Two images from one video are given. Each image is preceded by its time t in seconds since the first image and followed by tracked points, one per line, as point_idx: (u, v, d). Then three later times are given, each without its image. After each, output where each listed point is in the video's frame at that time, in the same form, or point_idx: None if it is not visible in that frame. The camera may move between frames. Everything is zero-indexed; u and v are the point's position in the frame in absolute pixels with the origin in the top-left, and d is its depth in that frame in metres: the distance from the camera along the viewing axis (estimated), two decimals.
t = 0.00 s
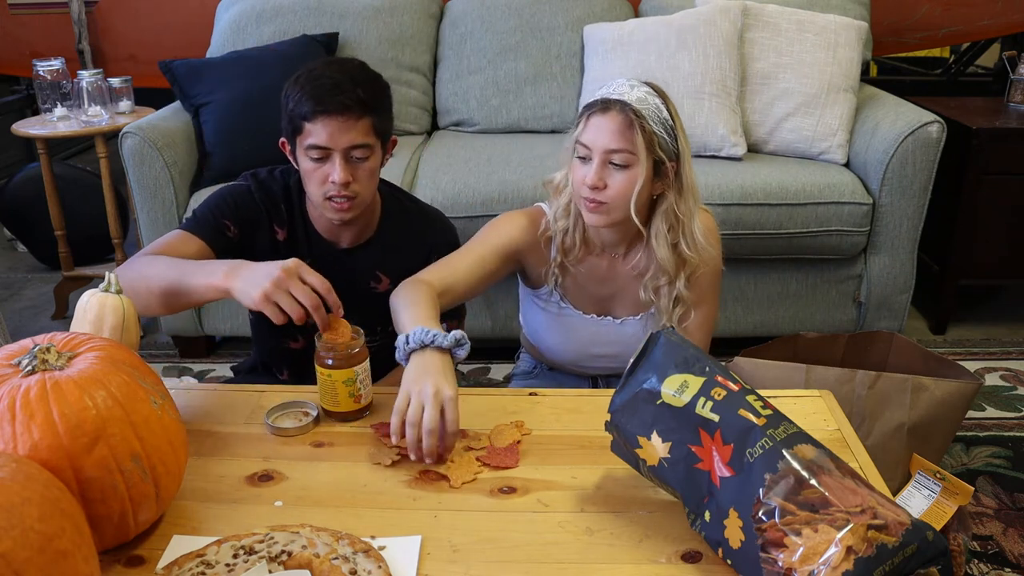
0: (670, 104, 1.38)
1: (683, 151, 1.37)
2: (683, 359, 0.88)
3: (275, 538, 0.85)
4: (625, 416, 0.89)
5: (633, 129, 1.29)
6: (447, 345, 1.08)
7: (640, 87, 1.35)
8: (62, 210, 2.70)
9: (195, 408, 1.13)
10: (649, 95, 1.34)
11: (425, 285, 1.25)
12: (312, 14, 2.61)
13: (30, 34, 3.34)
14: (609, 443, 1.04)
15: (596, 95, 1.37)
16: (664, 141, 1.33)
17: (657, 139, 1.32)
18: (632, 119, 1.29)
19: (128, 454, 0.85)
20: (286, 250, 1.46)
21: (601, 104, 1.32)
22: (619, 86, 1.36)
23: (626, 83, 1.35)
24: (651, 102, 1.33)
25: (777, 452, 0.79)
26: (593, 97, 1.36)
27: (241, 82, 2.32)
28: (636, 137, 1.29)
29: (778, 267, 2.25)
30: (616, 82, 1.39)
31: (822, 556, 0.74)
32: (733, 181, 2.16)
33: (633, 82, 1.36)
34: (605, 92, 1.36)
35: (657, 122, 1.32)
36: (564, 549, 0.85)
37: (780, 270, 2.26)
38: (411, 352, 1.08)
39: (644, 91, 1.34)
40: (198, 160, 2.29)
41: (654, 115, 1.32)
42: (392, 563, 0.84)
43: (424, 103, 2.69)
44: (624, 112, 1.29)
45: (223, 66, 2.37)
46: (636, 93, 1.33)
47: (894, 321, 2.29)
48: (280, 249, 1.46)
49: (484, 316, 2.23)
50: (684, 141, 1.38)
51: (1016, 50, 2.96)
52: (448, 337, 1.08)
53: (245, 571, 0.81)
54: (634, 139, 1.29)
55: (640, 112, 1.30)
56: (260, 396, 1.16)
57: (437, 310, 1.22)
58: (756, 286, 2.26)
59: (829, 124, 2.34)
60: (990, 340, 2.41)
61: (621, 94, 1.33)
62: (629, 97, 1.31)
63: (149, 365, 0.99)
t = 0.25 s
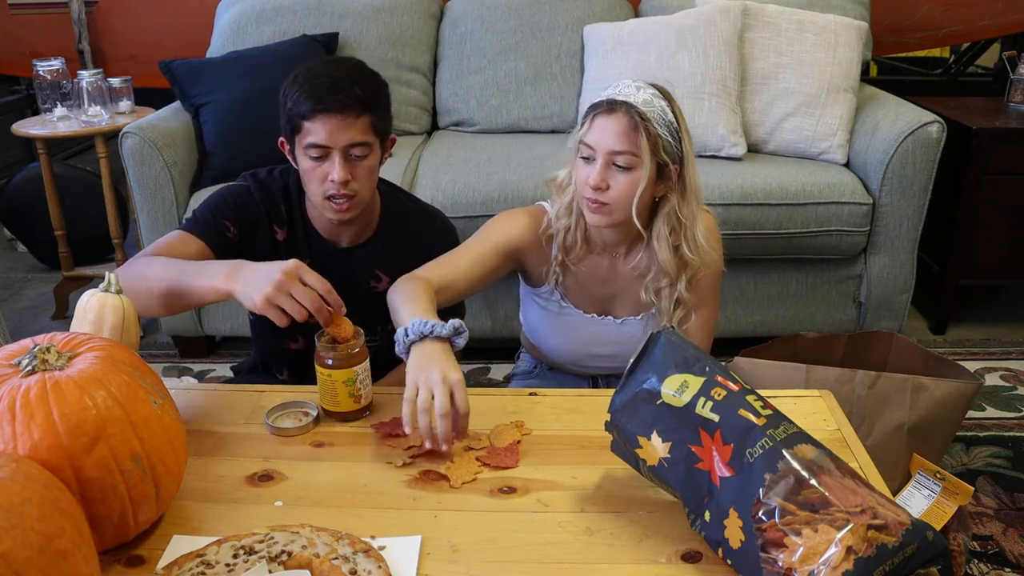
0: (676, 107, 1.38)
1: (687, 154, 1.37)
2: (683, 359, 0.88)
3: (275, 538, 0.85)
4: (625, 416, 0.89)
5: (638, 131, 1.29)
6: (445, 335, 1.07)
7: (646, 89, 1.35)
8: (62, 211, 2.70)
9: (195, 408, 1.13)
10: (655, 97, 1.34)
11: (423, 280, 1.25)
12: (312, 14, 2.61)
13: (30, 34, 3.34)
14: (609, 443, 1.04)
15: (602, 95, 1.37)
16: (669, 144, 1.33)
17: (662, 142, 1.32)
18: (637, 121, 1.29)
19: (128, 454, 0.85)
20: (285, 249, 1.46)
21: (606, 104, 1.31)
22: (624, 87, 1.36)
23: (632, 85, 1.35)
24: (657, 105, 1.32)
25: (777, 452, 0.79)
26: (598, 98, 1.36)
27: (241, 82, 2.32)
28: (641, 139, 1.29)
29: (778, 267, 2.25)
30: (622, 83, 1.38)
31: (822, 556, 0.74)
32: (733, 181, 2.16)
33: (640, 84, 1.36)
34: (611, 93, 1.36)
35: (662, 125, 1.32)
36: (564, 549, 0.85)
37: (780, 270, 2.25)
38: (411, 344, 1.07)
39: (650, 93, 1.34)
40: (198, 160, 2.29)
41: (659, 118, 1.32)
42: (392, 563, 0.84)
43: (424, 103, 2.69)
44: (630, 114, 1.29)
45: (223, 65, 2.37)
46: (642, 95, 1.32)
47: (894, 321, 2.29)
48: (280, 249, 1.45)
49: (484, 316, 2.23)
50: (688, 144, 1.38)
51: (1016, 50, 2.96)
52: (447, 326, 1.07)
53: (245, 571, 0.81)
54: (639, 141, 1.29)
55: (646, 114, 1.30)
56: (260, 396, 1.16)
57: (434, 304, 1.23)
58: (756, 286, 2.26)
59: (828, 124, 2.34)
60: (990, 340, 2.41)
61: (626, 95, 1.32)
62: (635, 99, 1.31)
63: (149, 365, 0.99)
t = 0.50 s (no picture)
0: (682, 107, 1.38)
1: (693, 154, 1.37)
2: (683, 359, 0.88)
3: (274, 538, 0.85)
4: (625, 416, 0.88)
5: (645, 131, 1.29)
6: (422, 321, 1.07)
7: (653, 90, 1.35)
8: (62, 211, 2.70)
9: (195, 408, 1.13)
10: (662, 97, 1.34)
11: (418, 278, 1.25)
12: (312, 14, 2.61)
13: (30, 34, 3.34)
14: (609, 443, 1.04)
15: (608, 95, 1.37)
16: (676, 145, 1.33)
17: (669, 143, 1.32)
18: (645, 121, 1.29)
19: (128, 454, 0.85)
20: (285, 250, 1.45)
21: (614, 104, 1.31)
22: (632, 87, 1.36)
23: (639, 85, 1.36)
24: (664, 105, 1.33)
25: (777, 452, 0.79)
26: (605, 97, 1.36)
27: (241, 82, 2.32)
28: (648, 139, 1.29)
29: (778, 267, 2.25)
30: (629, 83, 1.38)
31: (822, 555, 0.74)
32: (733, 181, 2.16)
33: (647, 84, 1.36)
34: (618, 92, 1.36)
35: (670, 125, 1.32)
36: (564, 549, 0.85)
37: (780, 270, 2.25)
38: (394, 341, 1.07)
39: (657, 94, 1.34)
40: (198, 160, 2.28)
41: (666, 118, 1.32)
42: (392, 563, 0.84)
43: (424, 103, 2.69)
44: (638, 114, 1.29)
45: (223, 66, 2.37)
46: (649, 95, 1.33)
47: (894, 321, 2.29)
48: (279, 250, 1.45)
49: (484, 316, 2.23)
50: (695, 145, 1.38)
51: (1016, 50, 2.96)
52: (420, 313, 1.07)
53: (245, 571, 0.81)
54: (646, 141, 1.29)
55: (653, 115, 1.30)
56: (260, 396, 1.16)
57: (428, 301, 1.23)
58: (756, 286, 2.26)
59: (828, 124, 2.35)
60: (990, 340, 2.41)
61: (634, 95, 1.33)
62: (642, 99, 1.31)
63: (149, 366, 0.99)
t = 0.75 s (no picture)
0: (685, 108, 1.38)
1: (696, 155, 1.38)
2: (683, 359, 0.88)
3: (275, 538, 0.85)
4: (625, 416, 0.88)
5: (648, 131, 1.30)
6: (413, 328, 1.07)
7: (656, 90, 1.35)
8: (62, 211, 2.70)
9: (194, 408, 1.13)
10: (664, 98, 1.34)
11: (416, 281, 1.25)
12: (312, 14, 2.61)
13: (30, 34, 3.34)
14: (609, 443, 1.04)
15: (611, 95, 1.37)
16: (679, 145, 1.33)
17: (672, 143, 1.32)
18: (648, 122, 1.30)
19: (128, 454, 0.85)
20: (283, 249, 1.46)
21: (617, 104, 1.32)
22: (635, 87, 1.36)
23: (642, 85, 1.36)
24: (667, 106, 1.33)
25: (777, 452, 0.79)
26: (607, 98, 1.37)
27: (241, 82, 2.33)
28: (652, 139, 1.29)
29: (778, 266, 2.25)
30: (631, 83, 1.39)
31: (822, 555, 0.74)
32: (733, 181, 2.16)
33: (650, 84, 1.37)
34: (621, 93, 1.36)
35: (672, 125, 1.32)
36: (564, 549, 0.85)
37: (780, 270, 2.25)
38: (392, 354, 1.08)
39: (660, 94, 1.34)
40: (198, 160, 2.28)
41: (669, 118, 1.32)
42: (392, 563, 0.84)
43: (424, 104, 2.69)
44: (641, 114, 1.29)
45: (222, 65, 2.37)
46: (652, 96, 1.33)
47: (894, 321, 2.29)
48: (277, 250, 1.45)
49: (484, 316, 2.23)
50: (697, 146, 1.38)
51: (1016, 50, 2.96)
52: (410, 322, 1.07)
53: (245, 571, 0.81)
54: (650, 141, 1.29)
55: (657, 115, 1.30)
56: (261, 396, 1.16)
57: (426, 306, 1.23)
58: (756, 286, 2.26)
59: (828, 124, 2.35)
60: (990, 340, 2.41)
61: (637, 95, 1.33)
62: (645, 99, 1.32)
63: (149, 366, 0.99)
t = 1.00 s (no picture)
0: (684, 107, 1.38)
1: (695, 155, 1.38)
2: (683, 359, 0.88)
3: (275, 538, 0.85)
4: (625, 416, 0.88)
5: (648, 133, 1.29)
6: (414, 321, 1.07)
7: (654, 91, 1.35)
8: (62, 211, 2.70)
9: (194, 408, 1.13)
10: (663, 98, 1.34)
11: (415, 282, 1.25)
12: (312, 14, 2.61)
13: (30, 34, 3.34)
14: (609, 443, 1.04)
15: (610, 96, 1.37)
16: (678, 145, 1.33)
17: (672, 144, 1.32)
18: (649, 124, 1.29)
19: (128, 454, 0.85)
20: (279, 248, 1.46)
21: (616, 106, 1.31)
22: (633, 88, 1.36)
23: (640, 87, 1.35)
24: (666, 106, 1.33)
25: (777, 452, 0.79)
26: (606, 99, 1.36)
27: (241, 82, 2.33)
28: (652, 141, 1.29)
29: (777, 267, 2.25)
30: (629, 84, 1.39)
31: (822, 555, 0.74)
32: (733, 181, 2.16)
33: (648, 85, 1.36)
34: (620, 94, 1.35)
35: (672, 126, 1.32)
36: (565, 550, 0.85)
37: (780, 270, 2.26)
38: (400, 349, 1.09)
39: (658, 95, 1.34)
40: (198, 160, 2.28)
41: (669, 119, 1.32)
42: (392, 563, 0.84)
43: (424, 104, 2.69)
44: (641, 117, 1.29)
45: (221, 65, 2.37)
46: (651, 97, 1.33)
47: (894, 321, 2.29)
48: (273, 249, 1.45)
49: (484, 316, 2.23)
50: (697, 145, 1.38)
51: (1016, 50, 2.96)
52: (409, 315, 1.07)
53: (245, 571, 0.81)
54: (650, 143, 1.29)
55: (656, 117, 1.30)
56: (261, 396, 1.16)
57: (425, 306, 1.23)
58: (756, 286, 2.26)
59: (828, 124, 2.35)
60: (990, 340, 2.41)
61: (636, 97, 1.33)
62: (645, 100, 1.31)
63: (149, 366, 0.99)
